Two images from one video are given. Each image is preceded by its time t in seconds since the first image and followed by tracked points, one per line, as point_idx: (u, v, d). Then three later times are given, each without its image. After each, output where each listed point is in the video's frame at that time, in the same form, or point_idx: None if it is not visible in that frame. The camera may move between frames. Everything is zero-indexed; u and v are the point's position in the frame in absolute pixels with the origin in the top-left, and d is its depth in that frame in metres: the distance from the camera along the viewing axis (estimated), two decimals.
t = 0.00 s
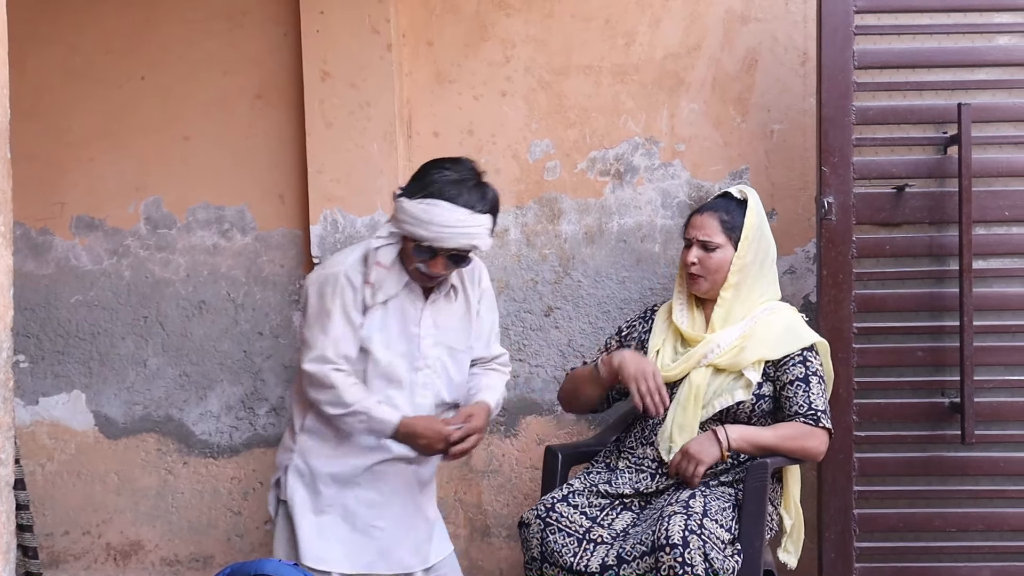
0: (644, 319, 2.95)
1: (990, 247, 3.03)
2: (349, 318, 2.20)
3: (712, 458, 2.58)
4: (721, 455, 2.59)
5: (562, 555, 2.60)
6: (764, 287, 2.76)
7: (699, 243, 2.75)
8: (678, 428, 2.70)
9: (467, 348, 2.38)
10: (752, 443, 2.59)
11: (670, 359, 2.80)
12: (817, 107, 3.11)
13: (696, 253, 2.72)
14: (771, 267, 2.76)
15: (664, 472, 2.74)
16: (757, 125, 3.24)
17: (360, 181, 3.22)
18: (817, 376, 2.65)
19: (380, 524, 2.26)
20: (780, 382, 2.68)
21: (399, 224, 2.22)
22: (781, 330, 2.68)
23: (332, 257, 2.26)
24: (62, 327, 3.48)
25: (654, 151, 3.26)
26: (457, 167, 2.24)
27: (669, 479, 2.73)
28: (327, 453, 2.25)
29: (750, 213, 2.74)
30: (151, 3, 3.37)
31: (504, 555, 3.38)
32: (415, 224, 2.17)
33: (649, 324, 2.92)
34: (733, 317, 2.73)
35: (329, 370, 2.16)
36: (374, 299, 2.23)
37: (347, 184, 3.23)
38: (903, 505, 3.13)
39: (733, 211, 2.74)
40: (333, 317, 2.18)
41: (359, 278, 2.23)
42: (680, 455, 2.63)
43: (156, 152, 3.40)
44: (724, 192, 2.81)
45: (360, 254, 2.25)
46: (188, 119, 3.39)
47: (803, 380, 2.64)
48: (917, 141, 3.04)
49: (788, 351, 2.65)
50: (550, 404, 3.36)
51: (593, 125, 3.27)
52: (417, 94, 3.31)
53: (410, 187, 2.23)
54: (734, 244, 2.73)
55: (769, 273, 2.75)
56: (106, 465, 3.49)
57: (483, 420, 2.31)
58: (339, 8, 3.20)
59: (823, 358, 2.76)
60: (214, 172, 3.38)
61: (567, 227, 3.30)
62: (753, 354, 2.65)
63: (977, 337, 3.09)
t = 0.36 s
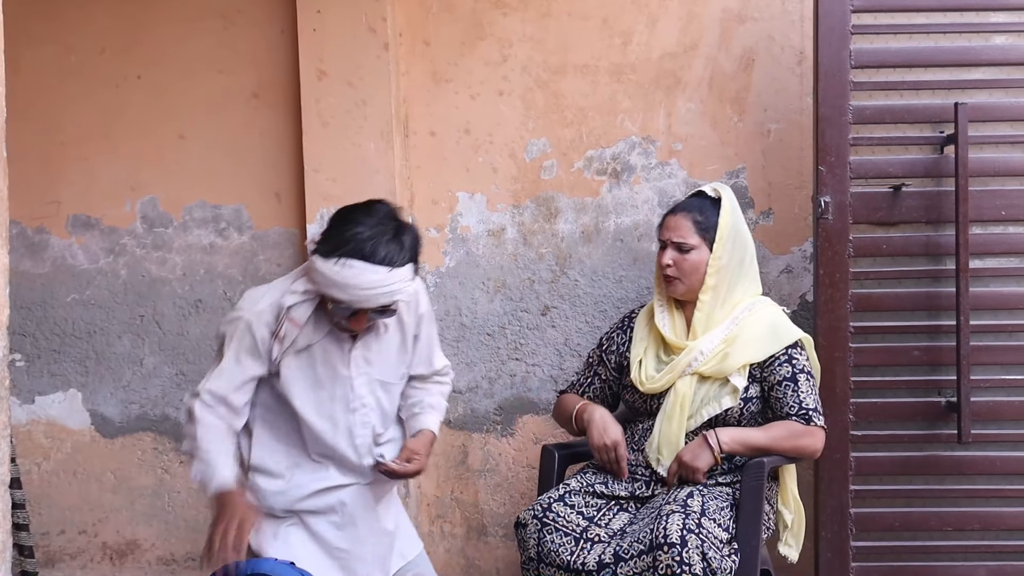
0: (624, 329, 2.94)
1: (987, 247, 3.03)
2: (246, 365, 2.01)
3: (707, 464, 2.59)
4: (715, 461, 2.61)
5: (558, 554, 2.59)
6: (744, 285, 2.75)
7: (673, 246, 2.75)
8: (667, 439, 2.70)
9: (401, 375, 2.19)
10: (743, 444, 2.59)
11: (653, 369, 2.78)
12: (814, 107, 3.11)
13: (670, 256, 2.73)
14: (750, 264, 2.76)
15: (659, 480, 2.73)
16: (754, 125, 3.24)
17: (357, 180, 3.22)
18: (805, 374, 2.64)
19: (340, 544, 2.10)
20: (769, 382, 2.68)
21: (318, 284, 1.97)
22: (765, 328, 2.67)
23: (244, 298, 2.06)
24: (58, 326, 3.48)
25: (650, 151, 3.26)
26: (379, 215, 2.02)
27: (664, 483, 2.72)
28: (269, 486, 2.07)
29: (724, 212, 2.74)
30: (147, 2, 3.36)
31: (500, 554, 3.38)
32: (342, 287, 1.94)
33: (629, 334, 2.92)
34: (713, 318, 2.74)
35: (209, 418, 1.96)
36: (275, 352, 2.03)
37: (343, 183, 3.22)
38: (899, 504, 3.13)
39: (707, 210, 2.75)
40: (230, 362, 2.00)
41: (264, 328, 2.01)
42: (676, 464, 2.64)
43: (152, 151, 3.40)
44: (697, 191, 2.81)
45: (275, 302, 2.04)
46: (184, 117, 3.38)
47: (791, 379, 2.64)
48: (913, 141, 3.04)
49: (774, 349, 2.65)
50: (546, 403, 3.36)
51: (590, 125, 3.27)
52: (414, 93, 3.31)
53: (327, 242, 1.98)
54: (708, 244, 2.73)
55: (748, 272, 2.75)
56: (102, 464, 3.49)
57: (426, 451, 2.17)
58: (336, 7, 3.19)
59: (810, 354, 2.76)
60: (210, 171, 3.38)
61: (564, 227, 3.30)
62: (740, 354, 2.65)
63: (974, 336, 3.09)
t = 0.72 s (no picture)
0: (609, 339, 2.93)
1: (983, 248, 3.04)
2: (269, 339, 2.04)
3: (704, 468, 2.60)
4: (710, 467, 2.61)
5: (555, 556, 2.59)
6: (728, 287, 2.75)
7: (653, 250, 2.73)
8: (658, 448, 2.69)
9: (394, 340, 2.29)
10: (740, 448, 2.60)
11: (640, 382, 2.78)
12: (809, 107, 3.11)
13: (651, 261, 2.71)
14: (732, 265, 2.75)
15: (653, 485, 2.72)
16: (750, 126, 3.24)
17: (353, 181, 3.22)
18: (794, 376, 2.65)
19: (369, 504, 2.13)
20: (759, 387, 2.68)
21: (361, 244, 2.03)
22: (751, 330, 2.67)
23: (247, 280, 2.08)
24: (54, 327, 3.47)
25: (646, 152, 3.26)
26: (354, 162, 2.08)
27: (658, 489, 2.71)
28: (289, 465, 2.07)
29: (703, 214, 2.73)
30: (142, 3, 3.36)
31: (497, 555, 3.38)
32: (387, 234, 2.03)
33: (613, 344, 2.90)
34: (698, 323, 2.73)
35: (240, 392, 1.99)
36: (294, 324, 2.06)
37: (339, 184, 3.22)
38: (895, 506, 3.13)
39: (688, 214, 2.74)
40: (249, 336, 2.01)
41: (282, 300, 2.05)
42: (673, 471, 2.65)
43: (148, 152, 3.40)
44: (677, 194, 2.80)
45: (289, 278, 2.08)
46: (179, 118, 3.38)
47: (780, 383, 2.64)
48: (909, 142, 3.04)
49: (761, 352, 2.65)
50: (542, 404, 3.36)
51: (586, 125, 3.27)
52: (409, 95, 3.30)
53: (346, 209, 2.02)
54: (689, 247, 2.72)
55: (731, 274, 2.75)
56: (98, 465, 3.48)
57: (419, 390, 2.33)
58: (331, 8, 3.19)
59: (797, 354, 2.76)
60: (205, 172, 3.38)
61: (560, 228, 3.30)
62: (727, 358, 2.65)
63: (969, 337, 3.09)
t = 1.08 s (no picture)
0: (610, 336, 2.93)
1: (982, 247, 3.04)
2: (358, 295, 2.00)
3: (704, 464, 2.60)
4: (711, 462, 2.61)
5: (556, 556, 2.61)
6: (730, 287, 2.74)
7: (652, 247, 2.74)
8: (658, 446, 2.68)
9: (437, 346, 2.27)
10: (740, 446, 2.59)
11: (641, 380, 2.77)
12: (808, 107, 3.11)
13: (649, 258, 2.71)
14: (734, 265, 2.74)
15: (653, 484, 2.72)
16: (748, 125, 3.24)
17: (353, 180, 3.22)
18: (796, 377, 2.64)
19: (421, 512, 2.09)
20: (761, 386, 2.67)
21: (447, 211, 2.13)
22: (752, 331, 2.67)
23: (337, 243, 2.08)
24: (52, 327, 3.47)
25: (645, 151, 3.26)
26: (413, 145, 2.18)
27: (656, 487, 2.71)
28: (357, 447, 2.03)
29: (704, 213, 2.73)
30: (141, 3, 3.36)
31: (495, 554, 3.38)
32: (466, 198, 2.16)
33: (615, 340, 2.90)
34: (700, 322, 2.73)
35: (329, 339, 1.92)
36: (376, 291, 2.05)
37: (339, 184, 3.22)
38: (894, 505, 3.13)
39: (689, 213, 2.73)
40: (343, 291, 1.99)
41: (367, 264, 2.05)
42: (673, 467, 2.65)
43: (146, 152, 3.40)
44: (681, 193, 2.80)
45: (376, 245, 2.12)
46: (178, 118, 3.38)
47: (782, 383, 2.64)
48: (908, 142, 3.04)
49: (764, 352, 2.64)
50: (542, 403, 3.36)
51: (585, 125, 3.27)
52: (409, 94, 3.30)
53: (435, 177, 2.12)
54: (689, 246, 2.72)
55: (733, 272, 2.73)
56: (97, 465, 3.48)
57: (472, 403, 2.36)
58: (330, 8, 3.19)
59: (799, 354, 2.76)
60: (204, 172, 3.38)
61: (559, 227, 3.30)
62: (728, 358, 2.64)
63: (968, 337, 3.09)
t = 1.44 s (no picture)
0: (618, 333, 2.93)
1: (979, 248, 3.04)
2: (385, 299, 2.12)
3: (700, 462, 2.58)
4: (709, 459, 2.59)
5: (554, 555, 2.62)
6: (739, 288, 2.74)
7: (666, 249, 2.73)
8: (661, 442, 2.68)
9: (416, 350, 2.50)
10: (739, 444, 2.58)
11: (647, 374, 2.76)
12: (806, 108, 3.12)
13: (664, 260, 2.70)
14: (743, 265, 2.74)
15: (651, 482, 2.72)
16: (747, 125, 3.25)
17: (351, 181, 3.22)
18: (799, 378, 2.63)
19: (428, 519, 2.25)
20: (764, 385, 2.67)
21: (447, 214, 2.19)
22: (760, 330, 2.66)
23: (344, 251, 2.18)
24: (50, 327, 3.47)
25: (643, 152, 3.26)
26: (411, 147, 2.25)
27: (655, 485, 2.71)
28: (370, 456, 2.19)
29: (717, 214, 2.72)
30: (138, 4, 3.36)
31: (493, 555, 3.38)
32: (465, 201, 2.22)
33: (622, 337, 2.90)
34: (707, 320, 2.73)
35: (382, 343, 2.06)
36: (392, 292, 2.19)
37: (337, 184, 3.22)
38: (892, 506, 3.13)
39: (700, 212, 2.73)
40: (376, 296, 2.10)
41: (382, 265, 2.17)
42: (670, 462, 2.64)
43: (144, 152, 3.40)
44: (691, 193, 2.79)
45: (380, 247, 2.21)
46: (176, 118, 3.38)
47: (785, 383, 2.63)
48: (905, 142, 3.04)
49: (770, 352, 2.64)
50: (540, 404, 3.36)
51: (583, 125, 3.27)
52: (408, 95, 3.30)
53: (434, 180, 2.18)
54: (701, 246, 2.71)
55: (741, 271, 2.74)
56: (95, 465, 3.48)
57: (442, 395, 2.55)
58: (329, 8, 3.20)
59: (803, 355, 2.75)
60: (203, 172, 3.38)
61: (557, 228, 3.30)
62: (736, 356, 2.63)
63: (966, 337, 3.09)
